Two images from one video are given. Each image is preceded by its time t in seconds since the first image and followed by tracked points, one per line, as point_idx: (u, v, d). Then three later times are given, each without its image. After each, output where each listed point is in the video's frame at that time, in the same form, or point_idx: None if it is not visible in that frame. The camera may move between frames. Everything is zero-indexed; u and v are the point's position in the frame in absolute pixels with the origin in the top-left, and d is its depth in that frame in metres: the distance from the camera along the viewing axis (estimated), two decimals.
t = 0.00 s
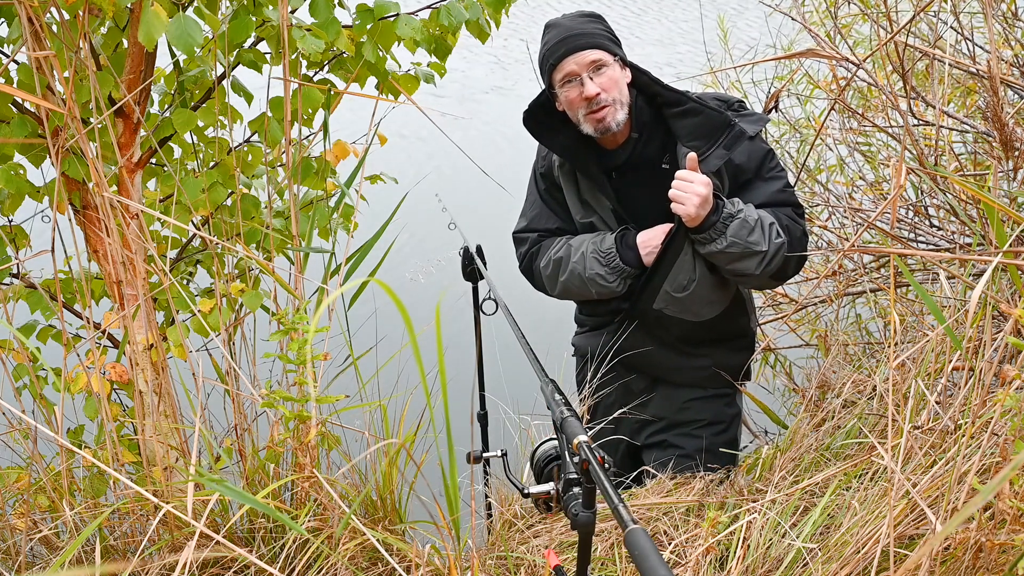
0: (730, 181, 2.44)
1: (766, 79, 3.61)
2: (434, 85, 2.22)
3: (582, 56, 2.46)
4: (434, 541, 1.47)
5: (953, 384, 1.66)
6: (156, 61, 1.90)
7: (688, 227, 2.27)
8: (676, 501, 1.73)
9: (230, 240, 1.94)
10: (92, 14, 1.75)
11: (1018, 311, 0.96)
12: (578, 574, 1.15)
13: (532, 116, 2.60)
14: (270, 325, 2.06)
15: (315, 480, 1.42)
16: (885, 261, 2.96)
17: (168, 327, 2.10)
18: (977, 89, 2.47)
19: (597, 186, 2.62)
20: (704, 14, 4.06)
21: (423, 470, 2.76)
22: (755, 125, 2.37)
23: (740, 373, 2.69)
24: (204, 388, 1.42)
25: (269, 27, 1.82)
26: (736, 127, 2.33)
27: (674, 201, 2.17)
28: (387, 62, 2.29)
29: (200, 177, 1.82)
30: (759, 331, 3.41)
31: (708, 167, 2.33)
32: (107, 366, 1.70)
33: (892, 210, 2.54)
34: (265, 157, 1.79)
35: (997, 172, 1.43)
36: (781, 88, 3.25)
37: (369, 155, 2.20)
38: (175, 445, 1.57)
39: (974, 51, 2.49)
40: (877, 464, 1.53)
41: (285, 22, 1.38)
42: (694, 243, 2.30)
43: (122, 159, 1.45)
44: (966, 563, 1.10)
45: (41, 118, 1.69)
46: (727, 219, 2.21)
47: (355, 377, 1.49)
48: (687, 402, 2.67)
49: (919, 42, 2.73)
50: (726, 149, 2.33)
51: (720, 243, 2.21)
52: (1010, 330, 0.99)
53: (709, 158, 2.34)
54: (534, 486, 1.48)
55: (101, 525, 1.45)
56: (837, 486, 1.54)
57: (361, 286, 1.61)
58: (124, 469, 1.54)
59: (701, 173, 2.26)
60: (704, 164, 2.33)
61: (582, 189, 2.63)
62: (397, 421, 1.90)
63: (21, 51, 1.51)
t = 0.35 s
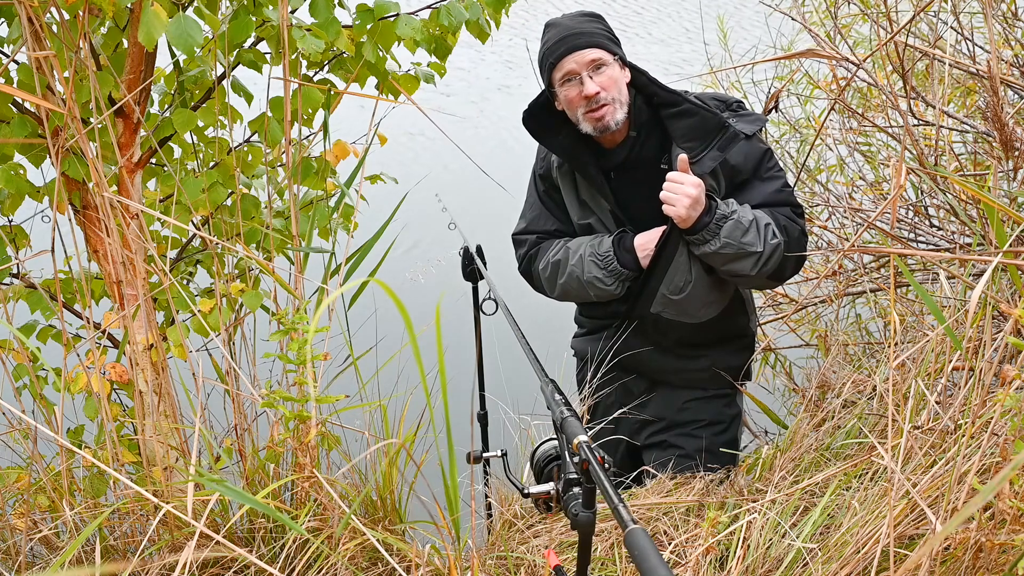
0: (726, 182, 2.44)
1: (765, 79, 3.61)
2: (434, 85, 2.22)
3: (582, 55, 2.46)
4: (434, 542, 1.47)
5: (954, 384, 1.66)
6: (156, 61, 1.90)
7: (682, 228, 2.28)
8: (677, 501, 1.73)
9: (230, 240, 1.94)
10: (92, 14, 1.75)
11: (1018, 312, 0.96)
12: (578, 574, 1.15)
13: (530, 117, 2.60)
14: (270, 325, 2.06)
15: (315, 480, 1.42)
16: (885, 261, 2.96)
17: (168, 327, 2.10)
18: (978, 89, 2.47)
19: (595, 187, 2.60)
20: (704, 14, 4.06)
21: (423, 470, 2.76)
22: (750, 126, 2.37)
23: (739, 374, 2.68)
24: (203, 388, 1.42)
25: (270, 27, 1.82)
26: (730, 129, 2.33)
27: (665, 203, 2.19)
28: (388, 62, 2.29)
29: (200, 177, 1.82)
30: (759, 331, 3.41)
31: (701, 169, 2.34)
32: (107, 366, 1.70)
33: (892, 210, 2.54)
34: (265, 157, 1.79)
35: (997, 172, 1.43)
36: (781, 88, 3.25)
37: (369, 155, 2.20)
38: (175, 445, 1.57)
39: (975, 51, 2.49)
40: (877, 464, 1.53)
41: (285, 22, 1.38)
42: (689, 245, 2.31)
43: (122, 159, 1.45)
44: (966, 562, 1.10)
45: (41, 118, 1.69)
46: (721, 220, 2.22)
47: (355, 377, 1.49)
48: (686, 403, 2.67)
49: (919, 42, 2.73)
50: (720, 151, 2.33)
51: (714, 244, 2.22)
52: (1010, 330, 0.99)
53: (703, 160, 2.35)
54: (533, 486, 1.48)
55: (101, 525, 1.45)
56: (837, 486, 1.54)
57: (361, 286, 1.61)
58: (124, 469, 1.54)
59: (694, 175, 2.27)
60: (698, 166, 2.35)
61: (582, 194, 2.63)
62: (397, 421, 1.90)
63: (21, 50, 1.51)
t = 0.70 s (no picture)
0: (724, 179, 2.44)
1: (766, 78, 3.61)
2: (434, 85, 2.22)
3: (597, 50, 2.45)
4: (434, 542, 1.47)
5: (953, 384, 1.66)
6: (156, 61, 1.90)
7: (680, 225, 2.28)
8: (677, 501, 1.74)
9: (230, 239, 1.94)
10: (92, 14, 1.75)
11: (1017, 311, 0.96)
12: (578, 574, 1.15)
13: (532, 114, 2.59)
14: (270, 325, 2.06)
15: (315, 480, 1.42)
16: (884, 261, 2.96)
17: (168, 327, 2.10)
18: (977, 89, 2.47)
19: (596, 182, 2.61)
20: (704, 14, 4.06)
21: (423, 470, 2.76)
22: (750, 124, 2.38)
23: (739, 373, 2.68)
24: (204, 388, 1.42)
25: (270, 27, 1.82)
26: (731, 126, 2.34)
27: (662, 199, 2.20)
28: (388, 62, 2.29)
29: (200, 177, 1.81)
30: (759, 331, 3.41)
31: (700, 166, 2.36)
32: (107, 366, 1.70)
33: (892, 210, 2.54)
34: (265, 157, 1.79)
35: (996, 172, 1.43)
36: (781, 88, 3.25)
37: (369, 155, 2.20)
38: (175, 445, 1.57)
39: (975, 50, 2.49)
40: (877, 464, 1.53)
41: (285, 22, 1.38)
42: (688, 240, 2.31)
43: (122, 159, 1.45)
44: (966, 563, 1.10)
45: (41, 118, 1.68)
46: (719, 216, 2.22)
47: (355, 377, 1.49)
48: (686, 403, 2.67)
49: (919, 42, 2.73)
50: (719, 148, 2.34)
51: (711, 241, 2.22)
52: (1010, 330, 0.99)
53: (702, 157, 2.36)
54: (534, 485, 1.48)
55: (102, 525, 1.45)
56: (837, 486, 1.54)
57: (361, 286, 1.61)
58: (124, 469, 1.54)
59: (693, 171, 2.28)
60: (696, 162, 2.36)
61: (582, 190, 2.64)
62: (397, 421, 1.90)
63: (22, 50, 1.51)
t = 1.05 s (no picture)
0: (726, 182, 2.43)
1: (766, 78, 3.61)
2: (434, 85, 2.22)
3: (599, 49, 2.45)
4: (434, 542, 1.47)
5: (953, 384, 1.66)
6: (156, 61, 1.90)
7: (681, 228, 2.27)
8: (676, 501, 1.73)
9: (230, 240, 1.94)
10: (92, 14, 1.75)
11: (1018, 312, 0.96)
12: (578, 574, 1.15)
13: (533, 114, 2.60)
14: (270, 325, 2.06)
15: (315, 480, 1.42)
16: (885, 261, 2.96)
17: (168, 327, 2.10)
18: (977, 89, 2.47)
19: (594, 185, 2.61)
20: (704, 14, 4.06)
21: (423, 470, 2.76)
22: (751, 127, 2.38)
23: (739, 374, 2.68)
24: (204, 388, 1.42)
25: (270, 27, 1.82)
26: (731, 129, 2.34)
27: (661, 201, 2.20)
28: (388, 62, 2.29)
29: (200, 177, 1.81)
30: (759, 331, 3.41)
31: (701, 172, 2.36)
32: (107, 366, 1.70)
33: (892, 210, 2.54)
34: (265, 157, 1.80)
35: (997, 172, 1.43)
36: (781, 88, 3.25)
37: (369, 155, 2.20)
38: (175, 445, 1.58)
39: (975, 50, 2.49)
40: (877, 464, 1.53)
41: (285, 22, 1.38)
42: (688, 242, 2.30)
43: (122, 159, 1.45)
44: (966, 563, 1.10)
45: (41, 118, 1.68)
46: (720, 219, 2.22)
47: (355, 377, 1.49)
48: (686, 403, 2.67)
49: (919, 42, 2.73)
50: (720, 151, 2.34)
51: (713, 243, 2.22)
52: (1010, 330, 0.99)
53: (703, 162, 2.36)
54: (534, 486, 1.48)
55: (102, 525, 1.45)
56: (837, 486, 1.54)
57: (361, 286, 1.61)
58: (124, 469, 1.54)
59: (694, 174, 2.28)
60: (697, 165, 2.36)
61: (580, 193, 2.64)
62: (397, 421, 1.90)
63: (22, 50, 1.51)
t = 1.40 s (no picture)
0: (725, 183, 2.42)
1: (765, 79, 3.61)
2: (434, 85, 2.22)
3: (598, 50, 2.45)
4: (433, 542, 1.47)
5: (953, 384, 1.66)
6: (156, 61, 1.90)
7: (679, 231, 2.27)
8: (677, 501, 1.73)
9: (230, 239, 1.94)
10: (92, 14, 1.75)
11: (1017, 312, 0.96)
12: (578, 574, 1.15)
13: (532, 114, 2.60)
14: (270, 325, 2.06)
15: (315, 480, 1.42)
16: (885, 261, 2.96)
17: (168, 327, 2.10)
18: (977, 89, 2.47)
19: (594, 187, 2.60)
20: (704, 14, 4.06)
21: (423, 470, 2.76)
22: (751, 129, 2.37)
23: (739, 376, 2.68)
24: (204, 388, 1.42)
25: (270, 27, 1.82)
26: (729, 131, 2.33)
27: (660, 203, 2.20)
28: (387, 62, 2.29)
29: (200, 177, 1.81)
30: (759, 331, 3.41)
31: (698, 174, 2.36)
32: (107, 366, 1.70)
33: (892, 210, 2.54)
34: (265, 157, 1.80)
35: (996, 172, 1.43)
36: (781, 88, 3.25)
37: (369, 155, 2.20)
38: (175, 445, 1.58)
39: (975, 51, 2.49)
40: (877, 464, 1.53)
41: (285, 22, 1.38)
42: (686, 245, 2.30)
43: (122, 159, 1.45)
44: (966, 563, 1.10)
45: (41, 118, 1.68)
46: (717, 222, 2.22)
47: (355, 377, 1.49)
48: (686, 405, 2.67)
49: (919, 42, 2.73)
50: (718, 153, 2.33)
51: (711, 246, 2.22)
52: (1010, 330, 0.99)
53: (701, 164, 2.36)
54: (534, 486, 1.48)
55: (102, 525, 1.45)
56: (837, 486, 1.54)
57: (361, 286, 1.61)
58: (124, 469, 1.54)
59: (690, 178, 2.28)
60: (695, 167, 2.36)
61: (580, 194, 2.63)
62: (397, 421, 1.90)
63: (21, 50, 1.51)
